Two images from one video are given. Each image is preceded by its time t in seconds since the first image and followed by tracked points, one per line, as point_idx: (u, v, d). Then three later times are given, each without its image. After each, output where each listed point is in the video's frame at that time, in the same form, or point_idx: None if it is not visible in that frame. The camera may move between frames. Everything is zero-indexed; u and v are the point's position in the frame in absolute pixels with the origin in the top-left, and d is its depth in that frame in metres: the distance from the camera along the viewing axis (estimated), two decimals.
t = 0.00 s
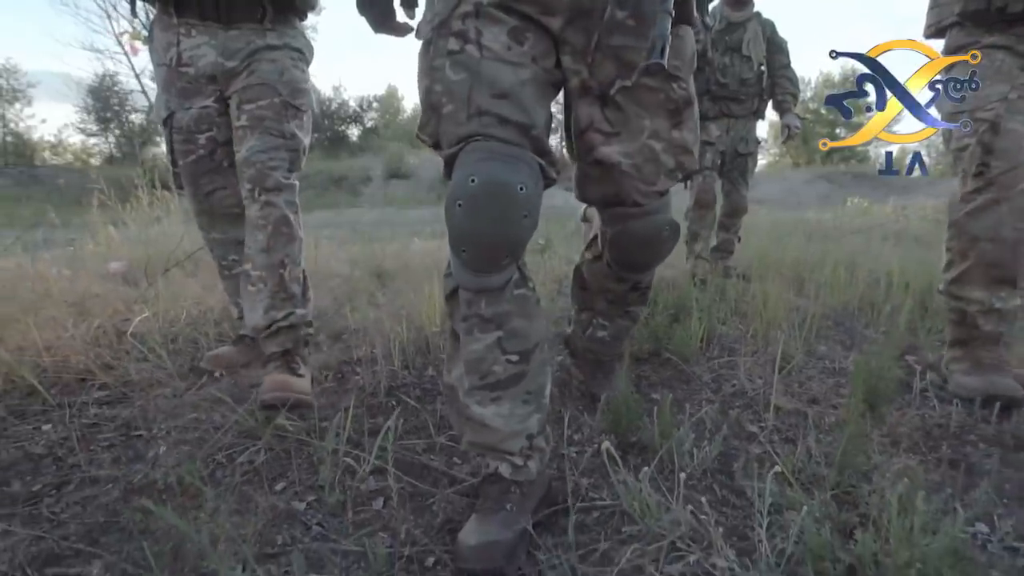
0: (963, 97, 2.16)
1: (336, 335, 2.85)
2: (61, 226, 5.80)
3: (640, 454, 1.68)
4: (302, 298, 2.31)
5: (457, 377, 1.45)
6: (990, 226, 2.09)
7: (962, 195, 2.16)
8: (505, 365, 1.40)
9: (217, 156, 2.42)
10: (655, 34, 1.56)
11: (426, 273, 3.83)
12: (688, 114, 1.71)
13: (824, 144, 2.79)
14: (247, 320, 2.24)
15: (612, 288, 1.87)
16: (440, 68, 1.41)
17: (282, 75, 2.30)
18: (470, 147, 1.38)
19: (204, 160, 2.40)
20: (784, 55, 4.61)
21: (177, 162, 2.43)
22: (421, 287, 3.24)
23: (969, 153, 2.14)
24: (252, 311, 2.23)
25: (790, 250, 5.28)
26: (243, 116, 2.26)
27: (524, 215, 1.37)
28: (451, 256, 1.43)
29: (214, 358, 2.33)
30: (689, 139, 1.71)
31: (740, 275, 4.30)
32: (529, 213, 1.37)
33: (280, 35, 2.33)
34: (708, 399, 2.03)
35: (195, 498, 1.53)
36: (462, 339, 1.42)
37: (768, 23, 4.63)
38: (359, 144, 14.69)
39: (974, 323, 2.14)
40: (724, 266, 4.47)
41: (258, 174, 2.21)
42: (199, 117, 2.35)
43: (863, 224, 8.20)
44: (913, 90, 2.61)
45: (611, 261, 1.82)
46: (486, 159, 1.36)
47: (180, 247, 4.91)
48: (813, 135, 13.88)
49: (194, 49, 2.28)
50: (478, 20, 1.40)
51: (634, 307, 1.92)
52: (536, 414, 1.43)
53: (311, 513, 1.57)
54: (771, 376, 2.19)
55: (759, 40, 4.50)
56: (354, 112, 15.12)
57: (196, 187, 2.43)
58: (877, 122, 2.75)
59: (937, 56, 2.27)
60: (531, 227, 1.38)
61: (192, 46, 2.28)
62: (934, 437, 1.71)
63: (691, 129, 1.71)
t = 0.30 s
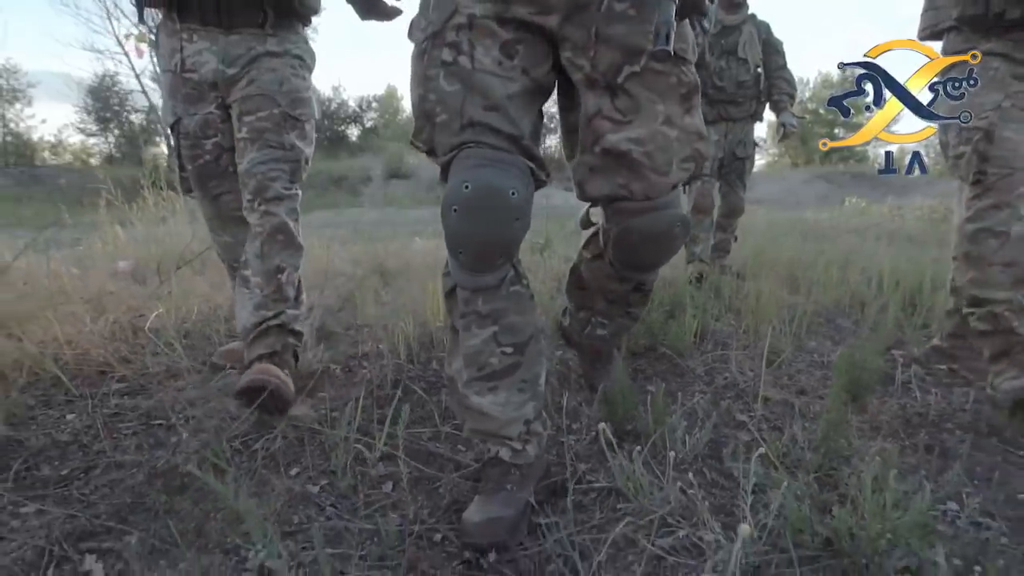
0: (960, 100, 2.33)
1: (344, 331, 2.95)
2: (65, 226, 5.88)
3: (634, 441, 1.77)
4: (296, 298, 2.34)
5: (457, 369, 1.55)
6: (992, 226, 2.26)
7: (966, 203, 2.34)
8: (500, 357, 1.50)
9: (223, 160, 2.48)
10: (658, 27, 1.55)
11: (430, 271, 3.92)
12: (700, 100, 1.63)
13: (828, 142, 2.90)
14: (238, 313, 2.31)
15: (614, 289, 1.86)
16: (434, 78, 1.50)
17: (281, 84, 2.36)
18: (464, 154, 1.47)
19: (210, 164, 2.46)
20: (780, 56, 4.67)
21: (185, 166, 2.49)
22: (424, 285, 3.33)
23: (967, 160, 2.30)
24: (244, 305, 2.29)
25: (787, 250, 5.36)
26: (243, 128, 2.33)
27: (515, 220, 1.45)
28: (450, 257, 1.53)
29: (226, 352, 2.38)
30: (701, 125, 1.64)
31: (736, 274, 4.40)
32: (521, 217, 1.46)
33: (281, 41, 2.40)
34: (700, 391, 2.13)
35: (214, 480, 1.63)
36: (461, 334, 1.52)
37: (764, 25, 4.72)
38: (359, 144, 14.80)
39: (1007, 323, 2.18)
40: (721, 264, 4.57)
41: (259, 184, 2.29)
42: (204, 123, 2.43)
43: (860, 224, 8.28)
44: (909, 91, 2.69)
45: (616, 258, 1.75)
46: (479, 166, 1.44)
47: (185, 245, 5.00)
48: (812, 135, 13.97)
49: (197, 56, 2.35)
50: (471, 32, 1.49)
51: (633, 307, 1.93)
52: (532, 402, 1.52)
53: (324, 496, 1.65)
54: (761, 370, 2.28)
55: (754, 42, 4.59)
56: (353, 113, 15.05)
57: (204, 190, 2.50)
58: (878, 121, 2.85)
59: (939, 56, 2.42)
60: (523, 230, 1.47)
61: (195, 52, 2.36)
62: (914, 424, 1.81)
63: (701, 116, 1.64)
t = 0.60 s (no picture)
0: (959, 103, 2.28)
1: (349, 328, 3.03)
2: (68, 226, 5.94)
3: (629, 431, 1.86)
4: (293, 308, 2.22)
5: (461, 362, 1.64)
6: (1003, 225, 2.22)
7: (966, 206, 2.31)
8: (501, 350, 1.58)
9: (228, 165, 2.42)
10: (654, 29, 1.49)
11: (432, 270, 4.01)
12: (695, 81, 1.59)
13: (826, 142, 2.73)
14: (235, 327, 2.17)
15: (610, 288, 1.68)
16: (433, 87, 1.56)
17: (282, 92, 2.28)
18: (463, 159, 1.53)
19: (213, 170, 2.40)
20: (775, 58, 4.76)
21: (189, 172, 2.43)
22: (427, 283, 3.42)
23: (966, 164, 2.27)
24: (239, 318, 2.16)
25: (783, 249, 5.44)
26: (244, 136, 2.22)
27: (515, 220, 1.52)
28: (451, 256, 1.60)
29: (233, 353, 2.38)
30: (697, 108, 1.59)
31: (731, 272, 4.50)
32: (519, 217, 1.53)
33: (281, 46, 2.31)
34: (694, 384, 2.21)
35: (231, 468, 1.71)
36: (464, 329, 1.61)
37: (758, 27, 4.79)
38: (358, 144, 15.27)
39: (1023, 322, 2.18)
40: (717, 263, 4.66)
41: (258, 195, 2.17)
42: (209, 128, 2.37)
43: (858, 224, 8.34)
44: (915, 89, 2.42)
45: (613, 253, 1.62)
46: (477, 170, 1.51)
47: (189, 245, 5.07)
48: (810, 136, 14.07)
49: (199, 61, 2.28)
50: (466, 41, 1.54)
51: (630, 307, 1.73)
52: (531, 393, 1.60)
53: (333, 483, 1.72)
54: (754, 366, 2.35)
55: (749, 45, 4.69)
56: (353, 111, 15.31)
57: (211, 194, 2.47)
58: (876, 122, 2.57)
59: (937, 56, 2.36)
60: (521, 230, 1.54)
61: (197, 58, 2.29)
62: (897, 415, 1.89)
63: (697, 98, 1.58)
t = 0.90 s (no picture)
0: (965, 105, 2.15)
1: (354, 324, 3.13)
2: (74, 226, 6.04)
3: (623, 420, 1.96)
4: (301, 322, 2.13)
5: (464, 354, 1.73)
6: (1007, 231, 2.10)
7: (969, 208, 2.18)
8: (502, 343, 1.67)
9: (232, 171, 2.34)
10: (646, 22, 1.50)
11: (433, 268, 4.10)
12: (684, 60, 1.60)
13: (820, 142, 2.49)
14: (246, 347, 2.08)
15: (602, 286, 1.71)
16: (436, 98, 1.64)
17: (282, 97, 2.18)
18: (465, 164, 1.63)
19: (220, 176, 2.34)
20: (769, 57, 4.81)
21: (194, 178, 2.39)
22: (429, 281, 3.51)
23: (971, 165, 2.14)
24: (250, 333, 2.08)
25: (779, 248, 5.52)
26: (245, 145, 2.13)
27: (515, 221, 1.61)
28: (455, 255, 1.70)
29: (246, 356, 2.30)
30: (687, 89, 1.60)
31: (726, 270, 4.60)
32: (519, 219, 1.62)
33: (283, 49, 2.20)
34: (687, 376, 2.30)
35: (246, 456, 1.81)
36: (466, 323, 1.70)
37: (753, 26, 4.84)
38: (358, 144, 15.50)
39: None
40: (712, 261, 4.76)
41: (262, 206, 2.09)
42: (212, 135, 2.30)
43: (855, 223, 8.41)
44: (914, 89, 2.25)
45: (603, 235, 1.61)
46: (479, 175, 1.60)
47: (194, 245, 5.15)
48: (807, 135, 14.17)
49: (200, 67, 2.20)
50: (467, 54, 1.61)
51: (625, 306, 1.75)
52: (530, 383, 1.69)
53: (341, 470, 1.80)
54: (745, 360, 2.44)
55: (743, 43, 4.68)
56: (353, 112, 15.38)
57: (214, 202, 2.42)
58: (876, 122, 2.19)
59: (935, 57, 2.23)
60: (521, 230, 1.63)
61: (198, 64, 2.20)
62: (878, 406, 1.99)
63: (686, 79, 1.59)
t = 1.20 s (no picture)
0: (967, 108, 2.14)
1: (358, 321, 3.21)
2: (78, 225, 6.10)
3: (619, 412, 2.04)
4: (309, 334, 2.01)
5: (467, 349, 1.82)
6: (1005, 238, 2.08)
7: (971, 214, 2.16)
8: (504, 338, 1.76)
9: (231, 177, 2.25)
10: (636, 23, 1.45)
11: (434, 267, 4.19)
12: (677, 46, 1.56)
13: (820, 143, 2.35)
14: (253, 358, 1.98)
15: (592, 288, 1.60)
16: (440, 107, 1.72)
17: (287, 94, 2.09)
18: (468, 169, 1.70)
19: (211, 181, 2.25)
20: (765, 56, 4.86)
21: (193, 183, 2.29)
22: (430, 279, 3.59)
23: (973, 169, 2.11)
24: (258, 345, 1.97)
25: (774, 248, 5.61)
26: (250, 144, 2.04)
27: (516, 223, 1.69)
28: (458, 254, 1.77)
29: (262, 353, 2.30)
30: (676, 78, 1.56)
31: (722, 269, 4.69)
32: (520, 221, 1.69)
33: (287, 46, 2.12)
34: (681, 371, 2.39)
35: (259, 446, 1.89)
36: (469, 319, 1.78)
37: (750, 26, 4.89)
38: (358, 144, 15.58)
39: None
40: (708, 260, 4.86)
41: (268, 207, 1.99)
42: (212, 137, 2.22)
43: (852, 223, 8.48)
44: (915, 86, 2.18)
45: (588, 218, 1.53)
46: (482, 179, 1.67)
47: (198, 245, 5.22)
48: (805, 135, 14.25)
49: (206, 69, 2.14)
50: (469, 65, 1.68)
51: (620, 316, 1.63)
52: (531, 376, 1.78)
53: (349, 460, 1.88)
54: (737, 356, 2.52)
55: (740, 41, 4.72)
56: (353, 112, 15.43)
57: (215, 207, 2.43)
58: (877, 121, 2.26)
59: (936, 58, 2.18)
60: (521, 232, 1.71)
61: (204, 66, 2.14)
62: (864, 399, 2.07)
63: (676, 68, 1.55)
